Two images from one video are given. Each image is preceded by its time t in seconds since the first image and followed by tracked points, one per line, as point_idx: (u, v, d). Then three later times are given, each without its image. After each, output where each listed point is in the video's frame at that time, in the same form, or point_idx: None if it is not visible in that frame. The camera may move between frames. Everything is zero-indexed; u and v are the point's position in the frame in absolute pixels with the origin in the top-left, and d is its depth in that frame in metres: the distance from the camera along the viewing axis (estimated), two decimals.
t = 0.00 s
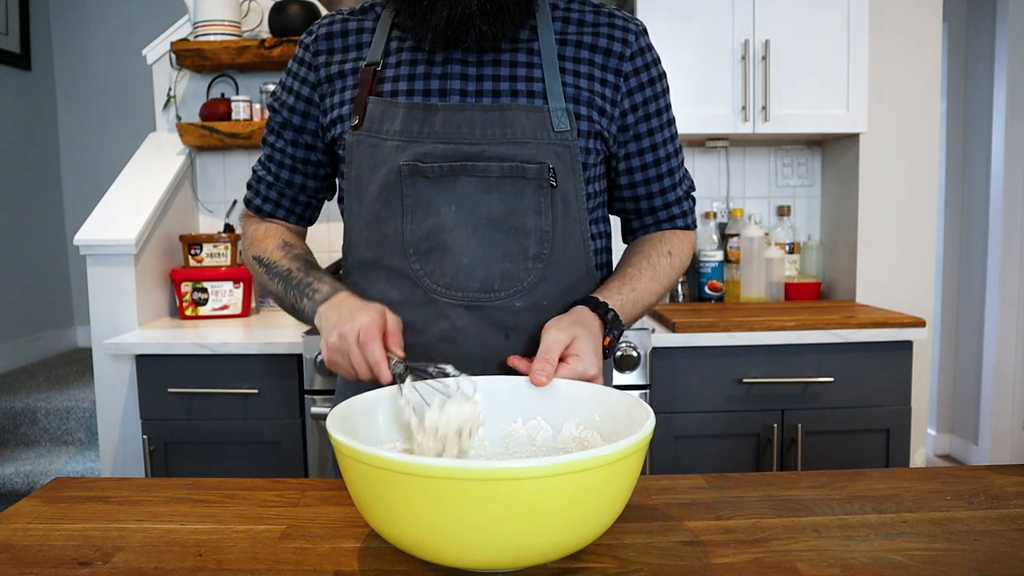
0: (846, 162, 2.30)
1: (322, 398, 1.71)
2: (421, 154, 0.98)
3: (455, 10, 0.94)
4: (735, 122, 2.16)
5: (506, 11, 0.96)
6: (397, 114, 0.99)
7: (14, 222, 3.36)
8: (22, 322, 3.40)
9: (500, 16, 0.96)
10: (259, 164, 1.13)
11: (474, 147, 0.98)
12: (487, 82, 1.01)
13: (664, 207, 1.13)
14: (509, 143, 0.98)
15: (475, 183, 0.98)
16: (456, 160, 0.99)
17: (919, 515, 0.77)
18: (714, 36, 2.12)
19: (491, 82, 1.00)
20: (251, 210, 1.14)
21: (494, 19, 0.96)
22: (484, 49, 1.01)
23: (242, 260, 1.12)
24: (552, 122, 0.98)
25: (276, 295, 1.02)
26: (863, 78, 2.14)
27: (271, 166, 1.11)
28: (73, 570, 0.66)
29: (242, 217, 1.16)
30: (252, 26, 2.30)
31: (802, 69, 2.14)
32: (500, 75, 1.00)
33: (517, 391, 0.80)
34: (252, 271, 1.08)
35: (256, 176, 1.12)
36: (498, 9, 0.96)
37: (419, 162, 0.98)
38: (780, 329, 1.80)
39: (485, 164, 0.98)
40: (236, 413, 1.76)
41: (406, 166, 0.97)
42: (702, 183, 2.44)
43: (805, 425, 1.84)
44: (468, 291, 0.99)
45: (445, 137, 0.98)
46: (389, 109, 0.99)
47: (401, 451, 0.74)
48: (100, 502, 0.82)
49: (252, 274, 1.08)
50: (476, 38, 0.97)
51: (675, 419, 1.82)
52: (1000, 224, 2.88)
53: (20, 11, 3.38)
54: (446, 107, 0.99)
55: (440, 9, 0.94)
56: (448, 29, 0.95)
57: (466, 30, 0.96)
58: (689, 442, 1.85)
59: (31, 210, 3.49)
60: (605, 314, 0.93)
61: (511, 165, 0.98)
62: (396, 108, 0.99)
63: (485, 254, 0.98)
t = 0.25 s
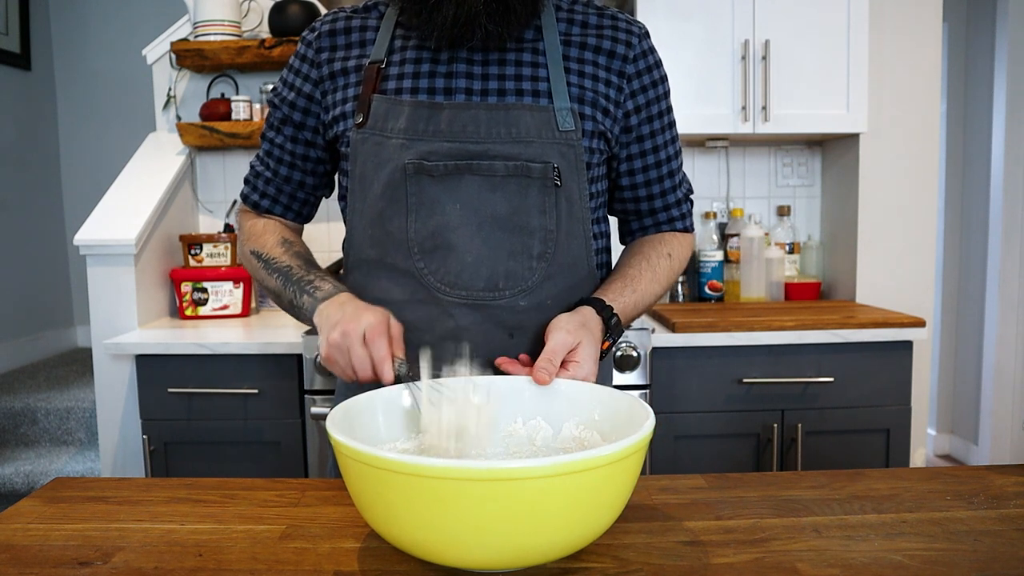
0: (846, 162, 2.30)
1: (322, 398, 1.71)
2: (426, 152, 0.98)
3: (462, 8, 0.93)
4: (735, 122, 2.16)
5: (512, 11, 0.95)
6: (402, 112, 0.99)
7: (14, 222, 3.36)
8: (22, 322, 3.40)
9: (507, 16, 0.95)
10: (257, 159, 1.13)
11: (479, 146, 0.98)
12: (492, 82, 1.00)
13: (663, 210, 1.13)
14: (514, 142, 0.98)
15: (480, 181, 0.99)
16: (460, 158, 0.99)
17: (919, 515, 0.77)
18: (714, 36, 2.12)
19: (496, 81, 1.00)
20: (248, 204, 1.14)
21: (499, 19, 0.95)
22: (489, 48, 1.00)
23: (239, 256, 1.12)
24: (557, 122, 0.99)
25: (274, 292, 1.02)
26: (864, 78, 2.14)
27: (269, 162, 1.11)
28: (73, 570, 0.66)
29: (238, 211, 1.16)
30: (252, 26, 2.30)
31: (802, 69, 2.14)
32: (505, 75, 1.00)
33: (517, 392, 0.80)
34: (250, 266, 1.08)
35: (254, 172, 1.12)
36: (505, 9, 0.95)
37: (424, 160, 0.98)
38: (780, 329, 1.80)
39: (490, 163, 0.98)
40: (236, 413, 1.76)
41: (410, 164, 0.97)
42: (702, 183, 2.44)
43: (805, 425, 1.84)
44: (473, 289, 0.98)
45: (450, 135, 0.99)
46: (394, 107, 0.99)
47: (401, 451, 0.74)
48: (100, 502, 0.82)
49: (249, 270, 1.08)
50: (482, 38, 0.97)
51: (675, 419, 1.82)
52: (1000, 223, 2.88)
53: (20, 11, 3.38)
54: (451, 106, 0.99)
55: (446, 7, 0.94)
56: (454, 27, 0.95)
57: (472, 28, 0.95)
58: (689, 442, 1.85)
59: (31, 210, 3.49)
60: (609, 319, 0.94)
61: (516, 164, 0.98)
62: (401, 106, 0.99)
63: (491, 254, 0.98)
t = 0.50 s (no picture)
0: (846, 162, 2.30)
1: (322, 397, 1.71)
2: (428, 151, 0.98)
3: (465, 7, 0.93)
4: (735, 122, 2.16)
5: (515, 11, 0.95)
6: (404, 111, 0.99)
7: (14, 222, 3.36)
8: (22, 322, 3.40)
9: (509, 16, 0.96)
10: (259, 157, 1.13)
11: (481, 145, 0.98)
12: (495, 81, 1.00)
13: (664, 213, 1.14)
14: (516, 142, 0.98)
15: (482, 181, 0.99)
16: (462, 158, 0.99)
17: (919, 515, 0.77)
18: (714, 36, 2.12)
19: (498, 81, 1.00)
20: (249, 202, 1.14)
21: (501, 19, 0.96)
22: (491, 48, 1.00)
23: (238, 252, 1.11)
24: (560, 122, 0.99)
25: (275, 286, 1.02)
26: (864, 78, 2.14)
27: (270, 160, 1.11)
28: (73, 570, 0.66)
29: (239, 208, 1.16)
30: (252, 26, 2.30)
31: (802, 69, 2.14)
32: (507, 74, 1.00)
33: (517, 391, 0.80)
34: (249, 261, 1.08)
35: (256, 169, 1.12)
36: (507, 8, 0.96)
37: (426, 160, 0.98)
38: (780, 329, 1.80)
39: (492, 163, 0.98)
40: (236, 413, 1.76)
41: (413, 163, 0.97)
42: (702, 184, 2.44)
43: (805, 425, 1.84)
44: (475, 289, 0.98)
45: (453, 135, 0.99)
46: (396, 107, 0.99)
47: (400, 451, 0.74)
48: (100, 502, 0.82)
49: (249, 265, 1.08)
50: (485, 37, 0.97)
51: (675, 419, 1.82)
52: (1000, 224, 2.88)
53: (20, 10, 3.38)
54: (454, 105, 0.99)
55: (449, 7, 0.94)
56: (456, 26, 0.95)
57: (475, 28, 0.96)
58: (689, 442, 1.85)
59: (31, 210, 3.49)
60: (608, 323, 0.93)
61: (518, 164, 0.98)
62: (403, 105, 0.99)
63: (492, 254, 0.98)
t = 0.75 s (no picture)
0: (846, 162, 2.31)
1: (322, 397, 1.71)
2: (429, 152, 0.98)
3: (465, 7, 0.93)
4: (735, 122, 2.16)
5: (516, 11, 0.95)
6: (404, 111, 0.99)
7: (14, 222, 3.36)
8: (22, 322, 3.40)
9: (510, 16, 0.96)
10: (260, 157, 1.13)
11: (481, 146, 0.98)
12: (495, 82, 1.00)
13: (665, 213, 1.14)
14: (516, 142, 0.98)
15: (482, 182, 0.99)
16: (462, 158, 0.99)
17: (919, 515, 0.77)
18: (714, 36, 2.12)
19: (499, 81, 1.00)
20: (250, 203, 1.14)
21: (502, 20, 0.96)
22: (492, 49, 1.00)
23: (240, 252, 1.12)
24: (560, 123, 0.99)
25: (276, 285, 1.02)
26: (864, 78, 2.14)
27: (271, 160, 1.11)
28: (72, 570, 0.66)
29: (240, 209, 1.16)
30: (252, 26, 2.30)
31: (802, 69, 2.14)
32: (508, 75, 1.00)
33: (516, 391, 0.80)
34: (251, 261, 1.08)
35: (257, 170, 1.12)
36: (508, 9, 0.96)
37: (426, 160, 0.98)
38: (780, 329, 1.80)
39: (492, 163, 0.98)
40: (236, 412, 1.76)
41: (413, 163, 0.97)
42: (702, 184, 2.44)
43: (805, 425, 1.84)
44: (475, 289, 0.98)
45: (453, 135, 0.98)
46: (396, 107, 0.99)
47: (400, 451, 0.74)
48: (100, 502, 0.82)
49: (250, 265, 1.08)
50: (485, 38, 0.97)
51: (675, 419, 1.82)
52: (1000, 224, 2.88)
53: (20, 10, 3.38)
54: (454, 105, 0.99)
55: (450, 7, 0.94)
56: (456, 27, 0.95)
57: (475, 29, 0.96)
58: (689, 442, 1.85)
59: (31, 210, 3.49)
60: (607, 321, 0.93)
61: (518, 165, 0.98)
62: (404, 106, 0.99)
63: (492, 254, 0.98)
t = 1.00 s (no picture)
0: (846, 162, 2.31)
1: (322, 397, 1.71)
2: (429, 152, 0.98)
3: (465, 9, 0.93)
4: (735, 122, 2.16)
5: (516, 12, 0.95)
6: (405, 112, 0.99)
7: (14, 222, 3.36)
8: (22, 322, 3.40)
9: (510, 17, 0.96)
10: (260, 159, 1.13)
11: (482, 146, 0.98)
12: (496, 82, 1.00)
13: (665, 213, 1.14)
14: (517, 143, 0.98)
15: (482, 182, 0.99)
16: (463, 159, 0.99)
17: (919, 515, 0.77)
18: (714, 36, 2.12)
19: (499, 82, 1.00)
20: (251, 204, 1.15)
21: (502, 20, 0.96)
22: (492, 50, 1.00)
23: (241, 253, 1.12)
24: (560, 123, 0.99)
25: (278, 288, 1.03)
26: (863, 78, 2.14)
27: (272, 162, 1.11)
28: (73, 570, 0.66)
29: (241, 210, 1.17)
30: (252, 26, 2.30)
31: (802, 69, 2.14)
32: (508, 75, 1.00)
33: (517, 391, 0.80)
34: (252, 263, 1.09)
35: (257, 172, 1.12)
36: (508, 10, 0.96)
37: (427, 160, 0.98)
38: (780, 329, 1.80)
39: (492, 164, 0.98)
40: (236, 412, 1.76)
41: (413, 164, 0.97)
42: (702, 183, 2.44)
43: (805, 425, 1.84)
44: (475, 290, 0.98)
45: (453, 135, 0.98)
46: (396, 107, 0.99)
47: (400, 451, 0.74)
48: (100, 502, 0.82)
49: (252, 266, 1.09)
50: (485, 39, 0.97)
51: (675, 419, 1.82)
52: (1000, 224, 2.88)
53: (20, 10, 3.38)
54: (454, 106, 0.99)
55: (450, 8, 0.94)
56: (456, 28, 0.95)
57: (475, 30, 0.96)
58: (689, 442, 1.85)
59: (31, 210, 3.49)
60: (607, 321, 0.93)
61: (518, 165, 0.98)
62: (404, 106, 0.99)
63: (492, 254, 0.98)
